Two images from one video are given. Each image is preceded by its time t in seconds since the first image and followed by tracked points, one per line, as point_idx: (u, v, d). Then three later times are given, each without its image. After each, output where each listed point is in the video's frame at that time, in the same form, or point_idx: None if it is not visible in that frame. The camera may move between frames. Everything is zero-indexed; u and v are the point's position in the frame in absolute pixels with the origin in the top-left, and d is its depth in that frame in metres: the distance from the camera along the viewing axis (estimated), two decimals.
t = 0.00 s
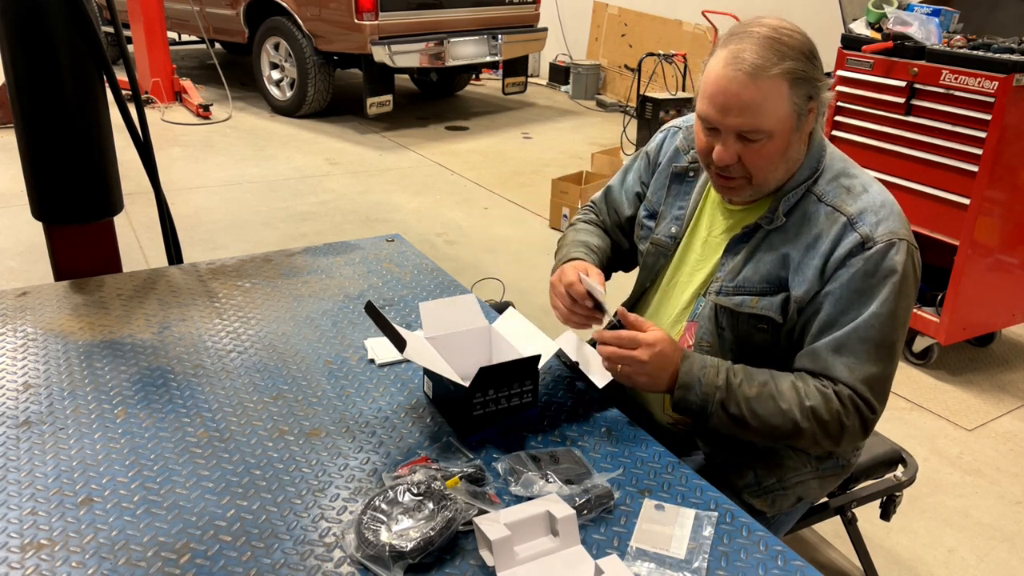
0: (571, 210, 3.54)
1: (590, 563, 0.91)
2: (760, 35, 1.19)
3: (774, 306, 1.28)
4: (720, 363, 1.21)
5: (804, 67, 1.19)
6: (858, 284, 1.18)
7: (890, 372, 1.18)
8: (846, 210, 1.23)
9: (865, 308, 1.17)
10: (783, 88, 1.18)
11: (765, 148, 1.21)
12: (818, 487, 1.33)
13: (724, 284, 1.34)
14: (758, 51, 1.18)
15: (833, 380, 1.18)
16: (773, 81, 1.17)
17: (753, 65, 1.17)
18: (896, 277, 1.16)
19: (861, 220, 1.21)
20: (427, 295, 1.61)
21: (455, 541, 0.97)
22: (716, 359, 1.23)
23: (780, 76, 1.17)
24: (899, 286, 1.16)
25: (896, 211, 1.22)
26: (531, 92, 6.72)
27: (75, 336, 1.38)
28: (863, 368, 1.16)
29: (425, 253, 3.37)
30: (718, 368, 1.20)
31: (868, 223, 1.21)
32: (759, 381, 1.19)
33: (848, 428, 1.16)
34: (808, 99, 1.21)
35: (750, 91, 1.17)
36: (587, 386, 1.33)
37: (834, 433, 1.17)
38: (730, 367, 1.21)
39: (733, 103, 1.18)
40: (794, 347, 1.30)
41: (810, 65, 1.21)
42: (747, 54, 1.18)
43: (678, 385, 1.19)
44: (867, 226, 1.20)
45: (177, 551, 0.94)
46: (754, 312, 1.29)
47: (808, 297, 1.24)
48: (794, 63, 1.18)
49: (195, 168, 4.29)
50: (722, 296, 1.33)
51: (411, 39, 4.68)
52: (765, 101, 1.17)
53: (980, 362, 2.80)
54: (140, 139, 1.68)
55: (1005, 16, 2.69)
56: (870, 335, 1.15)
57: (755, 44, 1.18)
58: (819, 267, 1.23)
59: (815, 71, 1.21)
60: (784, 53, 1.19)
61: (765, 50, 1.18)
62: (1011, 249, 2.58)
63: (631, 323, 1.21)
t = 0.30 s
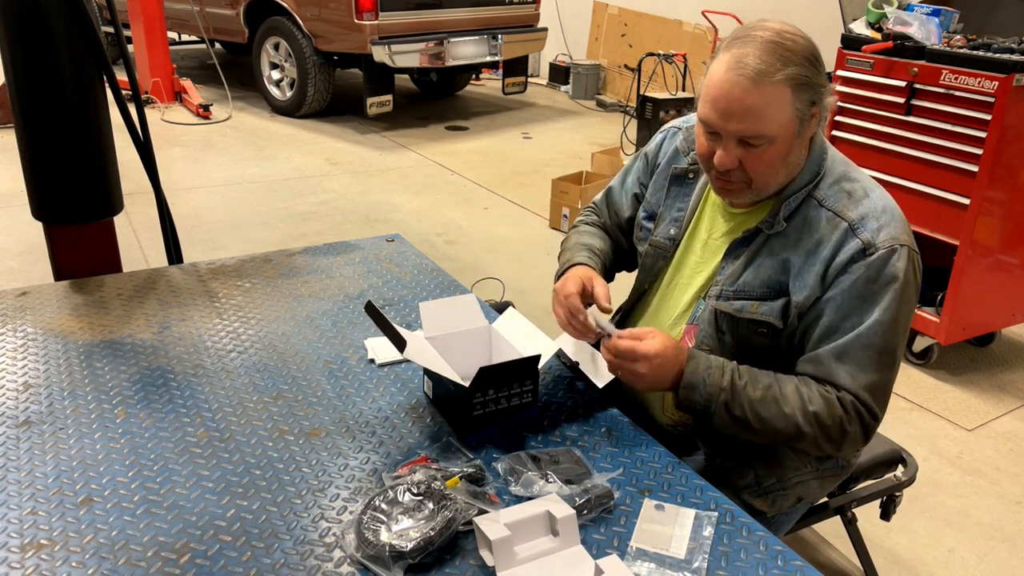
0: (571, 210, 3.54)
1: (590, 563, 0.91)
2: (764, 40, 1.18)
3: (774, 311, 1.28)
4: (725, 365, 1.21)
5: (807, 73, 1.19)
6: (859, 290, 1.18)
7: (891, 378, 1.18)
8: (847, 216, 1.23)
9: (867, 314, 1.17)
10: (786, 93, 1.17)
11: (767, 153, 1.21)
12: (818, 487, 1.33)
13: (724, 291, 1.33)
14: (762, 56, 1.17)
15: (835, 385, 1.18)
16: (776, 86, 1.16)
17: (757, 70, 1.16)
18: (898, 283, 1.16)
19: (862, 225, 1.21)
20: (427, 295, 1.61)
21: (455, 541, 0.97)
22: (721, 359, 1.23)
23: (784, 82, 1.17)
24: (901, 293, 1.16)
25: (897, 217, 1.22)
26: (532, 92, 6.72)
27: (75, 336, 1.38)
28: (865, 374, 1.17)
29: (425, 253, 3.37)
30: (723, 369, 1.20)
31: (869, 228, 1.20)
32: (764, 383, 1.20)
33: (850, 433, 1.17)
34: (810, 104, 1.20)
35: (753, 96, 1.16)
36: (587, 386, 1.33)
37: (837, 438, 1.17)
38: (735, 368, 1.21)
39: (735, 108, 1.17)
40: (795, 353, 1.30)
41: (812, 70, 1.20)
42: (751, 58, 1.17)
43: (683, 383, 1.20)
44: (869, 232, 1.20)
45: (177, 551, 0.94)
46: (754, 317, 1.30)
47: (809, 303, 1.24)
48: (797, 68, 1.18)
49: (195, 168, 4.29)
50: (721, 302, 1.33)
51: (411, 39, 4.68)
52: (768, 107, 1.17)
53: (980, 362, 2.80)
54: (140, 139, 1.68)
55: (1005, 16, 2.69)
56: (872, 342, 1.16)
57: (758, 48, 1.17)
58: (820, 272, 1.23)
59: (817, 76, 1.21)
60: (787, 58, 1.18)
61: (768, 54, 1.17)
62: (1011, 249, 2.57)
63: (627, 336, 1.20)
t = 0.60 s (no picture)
0: (571, 210, 3.54)
1: (590, 563, 0.91)
2: (768, 42, 1.18)
3: (774, 315, 1.28)
4: (730, 383, 1.19)
5: (811, 76, 1.19)
6: (859, 293, 1.18)
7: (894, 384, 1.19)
8: (848, 220, 1.23)
9: (869, 319, 1.17)
10: (790, 97, 1.17)
11: (770, 156, 1.21)
12: (818, 488, 1.35)
13: (723, 294, 1.33)
14: (766, 58, 1.17)
15: (838, 393, 1.18)
16: (780, 90, 1.16)
17: (762, 73, 1.16)
18: (899, 288, 1.16)
19: (863, 230, 1.21)
20: (427, 295, 1.61)
21: (455, 541, 0.97)
22: (726, 378, 1.20)
23: (788, 85, 1.17)
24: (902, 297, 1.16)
25: (898, 220, 1.22)
26: (532, 92, 6.72)
27: (75, 336, 1.38)
28: (868, 381, 1.16)
29: (425, 253, 3.37)
30: (730, 390, 1.18)
31: (870, 233, 1.21)
32: (771, 398, 1.18)
33: (855, 441, 1.17)
34: (814, 108, 1.21)
35: (758, 99, 1.16)
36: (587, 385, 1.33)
37: (842, 445, 1.17)
38: (743, 389, 1.19)
39: (739, 111, 1.17)
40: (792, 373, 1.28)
41: (816, 74, 1.20)
42: (756, 61, 1.17)
43: (690, 412, 1.16)
44: (870, 235, 1.20)
45: (177, 551, 0.94)
46: (753, 322, 1.30)
47: (809, 307, 1.24)
48: (801, 71, 1.18)
49: (195, 168, 4.29)
50: (721, 306, 1.33)
51: (411, 39, 4.68)
52: (773, 110, 1.17)
53: (980, 362, 2.80)
54: (140, 139, 1.67)
55: (1005, 16, 2.69)
56: (875, 347, 1.16)
57: (763, 51, 1.17)
58: (821, 276, 1.23)
59: (821, 79, 1.21)
60: (792, 61, 1.18)
61: (773, 57, 1.17)
62: (1012, 249, 2.57)
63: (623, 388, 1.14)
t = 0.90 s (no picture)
0: (571, 210, 3.54)
1: (590, 563, 0.91)
2: (770, 40, 1.17)
3: (762, 310, 1.28)
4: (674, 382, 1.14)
5: (812, 76, 1.18)
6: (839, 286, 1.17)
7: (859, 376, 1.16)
8: (838, 217, 1.22)
9: (843, 310, 1.15)
10: (790, 96, 1.17)
11: (768, 155, 1.20)
12: (818, 489, 1.35)
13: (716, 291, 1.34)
14: (768, 57, 1.16)
15: (800, 379, 1.14)
16: (780, 88, 1.16)
17: (761, 71, 1.15)
18: (881, 283, 1.14)
19: (852, 228, 1.20)
20: (427, 295, 1.61)
21: (455, 541, 0.97)
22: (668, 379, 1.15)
23: (788, 84, 1.16)
24: (884, 292, 1.14)
25: (890, 221, 1.20)
26: (532, 92, 6.72)
27: (75, 336, 1.38)
28: (831, 369, 1.14)
29: (425, 253, 3.37)
30: (673, 385, 1.13)
31: (859, 231, 1.20)
32: (718, 392, 1.14)
33: (813, 431, 1.12)
34: (814, 108, 1.20)
35: (757, 97, 1.15)
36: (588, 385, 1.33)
37: (801, 438, 1.13)
38: (684, 386, 1.14)
39: (739, 109, 1.17)
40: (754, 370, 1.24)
41: (818, 74, 1.19)
42: (756, 59, 1.16)
43: (633, 413, 1.11)
44: (858, 234, 1.19)
45: (177, 551, 0.94)
46: (742, 316, 1.30)
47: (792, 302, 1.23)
48: (801, 71, 1.17)
49: (196, 168, 4.29)
50: (714, 302, 1.33)
51: (411, 39, 4.68)
52: (771, 109, 1.16)
53: (980, 362, 2.80)
54: (140, 139, 1.67)
55: (1005, 16, 2.69)
56: (842, 338, 1.14)
57: (764, 49, 1.16)
58: (807, 271, 1.23)
59: (822, 79, 1.20)
60: (793, 60, 1.17)
61: (774, 55, 1.16)
62: (1011, 249, 2.57)
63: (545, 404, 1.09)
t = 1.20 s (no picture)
0: (571, 210, 3.54)
1: (591, 563, 0.91)
2: (765, 34, 1.17)
3: (750, 304, 1.27)
4: (641, 374, 1.15)
5: (806, 72, 1.18)
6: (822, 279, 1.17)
7: (838, 366, 1.15)
8: (827, 213, 1.22)
9: (823, 302, 1.15)
10: (782, 91, 1.17)
11: (759, 150, 1.20)
12: (818, 489, 1.35)
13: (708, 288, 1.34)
14: (761, 51, 1.16)
15: (771, 364, 1.15)
16: (772, 82, 1.16)
17: (754, 64, 1.16)
18: (866, 277, 1.14)
19: (840, 223, 1.20)
20: (426, 295, 1.61)
21: (455, 541, 0.97)
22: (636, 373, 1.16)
23: (780, 79, 1.16)
24: (868, 286, 1.14)
25: (881, 220, 1.20)
26: (532, 92, 6.72)
27: (75, 335, 1.38)
28: (806, 357, 1.14)
29: (425, 253, 3.37)
30: (641, 377, 1.14)
31: (847, 226, 1.19)
32: (685, 382, 1.14)
33: (786, 418, 1.12)
34: (807, 104, 1.20)
35: (749, 90, 1.16)
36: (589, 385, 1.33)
37: (772, 425, 1.13)
38: (652, 377, 1.14)
39: (730, 101, 1.17)
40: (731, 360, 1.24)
41: (812, 70, 1.19)
42: (749, 52, 1.16)
43: (602, 406, 1.11)
44: (845, 229, 1.19)
45: (177, 551, 0.94)
46: (729, 310, 1.30)
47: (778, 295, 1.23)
48: (795, 66, 1.17)
49: (196, 168, 4.28)
50: (706, 298, 1.33)
51: (411, 39, 4.67)
52: (762, 103, 1.16)
53: (980, 362, 2.80)
54: (140, 139, 1.67)
55: (1005, 16, 2.69)
56: (819, 328, 1.13)
57: (758, 43, 1.17)
58: (792, 264, 1.23)
59: (817, 77, 1.20)
60: (786, 55, 1.17)
61: (768, 49, 1.16)
62: (1011, 249, 2.57)
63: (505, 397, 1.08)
